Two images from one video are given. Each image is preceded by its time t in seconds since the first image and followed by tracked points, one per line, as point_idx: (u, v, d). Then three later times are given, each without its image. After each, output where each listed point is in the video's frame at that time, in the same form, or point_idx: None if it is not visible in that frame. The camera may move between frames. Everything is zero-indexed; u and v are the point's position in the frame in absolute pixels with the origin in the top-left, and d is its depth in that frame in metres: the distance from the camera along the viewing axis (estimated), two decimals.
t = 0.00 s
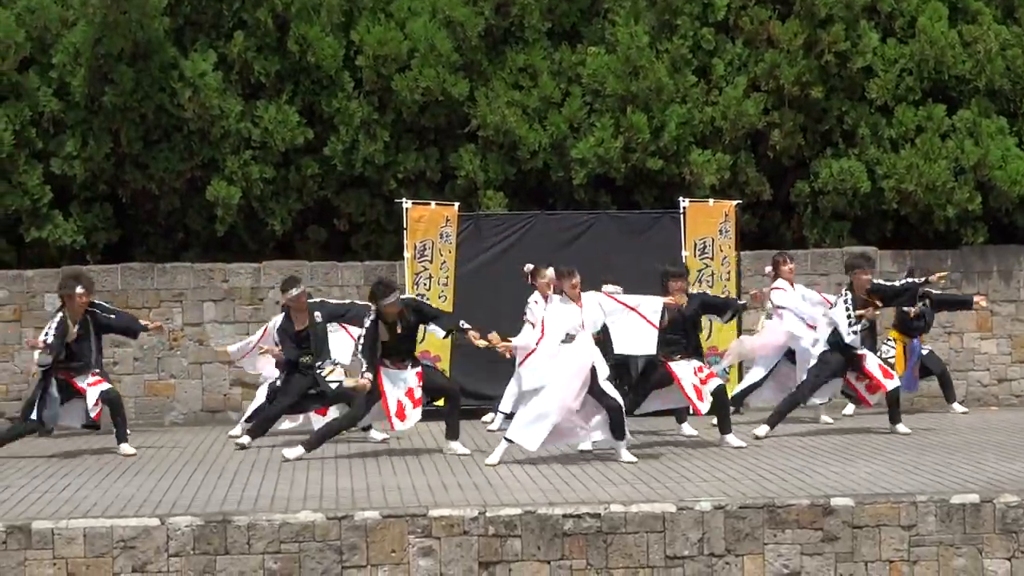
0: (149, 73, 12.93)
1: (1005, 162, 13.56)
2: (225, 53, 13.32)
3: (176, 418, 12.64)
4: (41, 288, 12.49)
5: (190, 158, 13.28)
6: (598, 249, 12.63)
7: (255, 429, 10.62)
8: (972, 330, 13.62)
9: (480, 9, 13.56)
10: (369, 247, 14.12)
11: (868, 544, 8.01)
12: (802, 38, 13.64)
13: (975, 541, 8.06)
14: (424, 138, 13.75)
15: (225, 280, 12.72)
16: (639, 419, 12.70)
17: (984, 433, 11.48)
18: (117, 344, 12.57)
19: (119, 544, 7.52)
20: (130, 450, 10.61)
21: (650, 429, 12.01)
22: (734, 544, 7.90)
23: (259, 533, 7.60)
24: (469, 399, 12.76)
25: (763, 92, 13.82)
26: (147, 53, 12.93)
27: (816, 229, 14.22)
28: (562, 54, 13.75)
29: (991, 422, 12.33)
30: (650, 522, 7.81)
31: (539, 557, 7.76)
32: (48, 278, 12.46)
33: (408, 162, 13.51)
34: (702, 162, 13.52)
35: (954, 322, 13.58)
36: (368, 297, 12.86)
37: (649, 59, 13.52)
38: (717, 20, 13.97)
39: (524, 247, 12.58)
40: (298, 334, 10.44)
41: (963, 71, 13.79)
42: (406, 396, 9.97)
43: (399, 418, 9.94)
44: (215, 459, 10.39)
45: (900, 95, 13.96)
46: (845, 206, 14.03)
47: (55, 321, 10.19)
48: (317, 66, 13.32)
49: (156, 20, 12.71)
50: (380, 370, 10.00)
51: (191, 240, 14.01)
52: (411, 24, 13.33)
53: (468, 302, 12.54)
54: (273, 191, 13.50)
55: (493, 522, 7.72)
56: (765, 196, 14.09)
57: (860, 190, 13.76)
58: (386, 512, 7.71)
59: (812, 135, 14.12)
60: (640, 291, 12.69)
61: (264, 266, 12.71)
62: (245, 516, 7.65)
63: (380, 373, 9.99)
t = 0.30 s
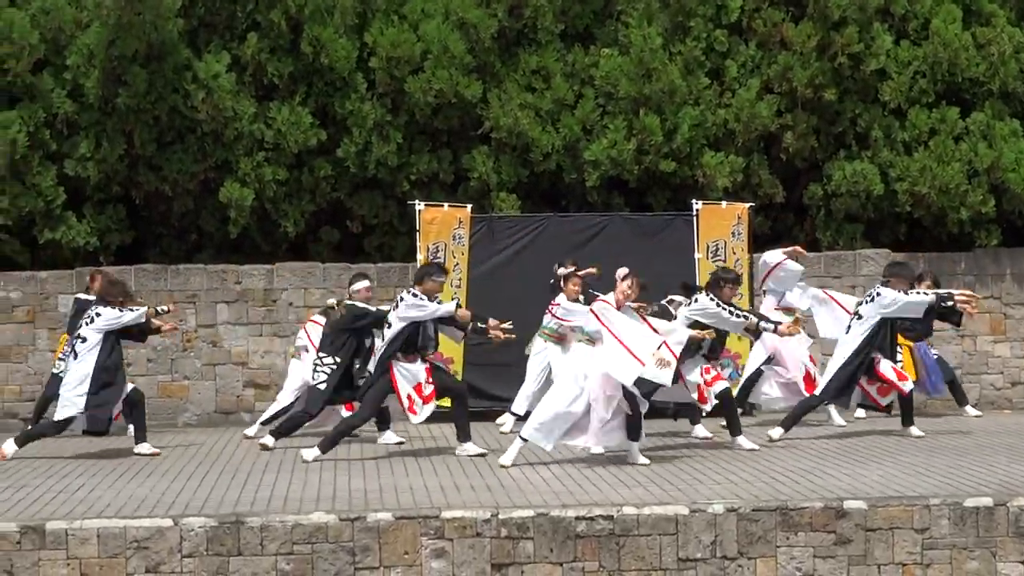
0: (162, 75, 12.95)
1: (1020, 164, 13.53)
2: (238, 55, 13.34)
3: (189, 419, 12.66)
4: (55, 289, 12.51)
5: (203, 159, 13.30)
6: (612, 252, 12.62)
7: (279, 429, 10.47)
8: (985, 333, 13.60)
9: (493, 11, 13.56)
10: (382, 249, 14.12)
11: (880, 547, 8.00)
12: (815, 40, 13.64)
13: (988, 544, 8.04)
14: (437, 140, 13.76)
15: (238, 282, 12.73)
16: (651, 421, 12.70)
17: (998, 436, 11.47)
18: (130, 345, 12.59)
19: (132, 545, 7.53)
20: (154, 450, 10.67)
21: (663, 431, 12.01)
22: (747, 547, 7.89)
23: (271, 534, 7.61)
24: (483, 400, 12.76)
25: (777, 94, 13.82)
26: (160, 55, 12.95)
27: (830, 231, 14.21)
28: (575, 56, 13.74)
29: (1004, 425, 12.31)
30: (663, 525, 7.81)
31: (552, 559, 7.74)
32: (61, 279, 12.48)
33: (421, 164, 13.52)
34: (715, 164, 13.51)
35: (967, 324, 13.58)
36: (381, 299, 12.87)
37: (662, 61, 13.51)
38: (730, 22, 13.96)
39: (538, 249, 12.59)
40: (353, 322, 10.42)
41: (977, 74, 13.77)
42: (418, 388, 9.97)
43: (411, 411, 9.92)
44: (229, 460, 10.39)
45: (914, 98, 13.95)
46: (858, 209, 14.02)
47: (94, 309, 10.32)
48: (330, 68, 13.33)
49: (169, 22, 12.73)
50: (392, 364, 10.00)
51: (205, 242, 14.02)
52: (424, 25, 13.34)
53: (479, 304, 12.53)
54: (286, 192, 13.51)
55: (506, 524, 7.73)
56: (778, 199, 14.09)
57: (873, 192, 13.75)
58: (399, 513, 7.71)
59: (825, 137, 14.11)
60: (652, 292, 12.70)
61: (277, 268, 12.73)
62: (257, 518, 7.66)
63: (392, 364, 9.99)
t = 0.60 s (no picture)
0: (174, 78, 12.96)
1: None
2: (250, 58, 13.35)
3: (200, 422, 12.66)
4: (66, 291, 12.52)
5: (215, 162, 13.31)
6: (623, 254, 12.59)
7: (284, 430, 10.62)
8: (997, 337, 13.59)
9: (505, 14, 13.56)
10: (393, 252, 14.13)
11: (892, 550, 7.98)
12: (827, 44, 13.63)
13: (999, 548, 8.03)
14: (448, 143, 13.76)
15: (249, 284, 12.73)
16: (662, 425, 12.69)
17: (1009, 441, 11.45)
18: (141, 348, 12.60)
19: (143, 548, 7.54)
20: (166, 453, 10.61)
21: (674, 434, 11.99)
22: (758, 550, 7.87)
23: (282, 537, 7.61)
24: (492, 404, 12.72)
25: (788, 97, 13.81)
26: (172, 58, 12.96)
27: (841, 235, 14.20)
28: (586, 59, 13.73)
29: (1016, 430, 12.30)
30: (674, 528, 7.80)
31: (562, 562, 7.74)
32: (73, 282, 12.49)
33: (433, 167, 13.52)
34: (727, 167, 13.51)
35: (979, 328, 13.56)
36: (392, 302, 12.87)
37: (674, 65, 13.52)
38: (742, 26, 13.96)
39: (549, 251, 12.57)
40: (331, 309, 10.37)
41: (989, 77, 13.75)
42: (388, 389, 9.88)
43: (373, 409, 9.86)
44: (239, 464, 10.39)
45: (926, 102, 13.93)
46: (870, 212, 14.01)
47: (68, 298, 10.27)
48: (342, 71, 13.33)
49: (181, 25, 12.75)
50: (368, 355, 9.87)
51: (216, 245, 14.03)
52: (436, 29, 13.34)
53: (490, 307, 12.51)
54: (298, 195, 13.52)
55: (517, 528, 7.73)
56: (790, 202, 14.08)
57: (884, 196, 13.74)
58: (410, 516, 7.70)
59: (837, 140, 14.11)
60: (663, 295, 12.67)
61: (288, 270, 12.73)
62: (268, 521, 7.66)
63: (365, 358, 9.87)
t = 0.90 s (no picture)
0: (187, 81, 12.97)
1: None
2: (262, 62, 13.36)
3: (212, 425, 12.67)
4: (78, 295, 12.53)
5: (227, 166, 13.32)
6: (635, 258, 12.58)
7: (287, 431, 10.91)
8: (1009, 341, 13.57)
9: (517, 18, 13.55)
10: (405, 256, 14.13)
11: (904, 555, 7.97)
12: (840, 48, 13.61)
13: (1012, 553, 8.01)
14: (460, 146, 13.76)
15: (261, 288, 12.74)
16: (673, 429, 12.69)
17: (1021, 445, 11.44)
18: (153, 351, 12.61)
19: (155, 551, 7.55)
20: (174, 456, 10.62)
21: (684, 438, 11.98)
22: (769, 554, 7.87)
23: (294, 541, 7.61)
24: (504, 407, 12.74)
25: (801, 101, 13.80)
26: (185, 61, 12.98)
27: (853, 238, 14.20)
28: (598, 62, 13.72)
29: None
30: (686, 532, 7.80)
31: (574, 566, 7.74)
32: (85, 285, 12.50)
33: (445, 170, 13.53)
34: (739, 171, 13.51)
35: (991, 332, 13.55)
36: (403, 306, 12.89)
37: (686, 68, 13.50)
38: (754, 29, 13.94)
39: (562, 255, 12.53)
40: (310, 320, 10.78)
41: (1002, 81, 13.73)
42: (382, 399, 9.85)
43: (365, 419, 9.82)
44: (250, 467, 10.39)
45: (938, 105, 13.91)
46: (882, 216, 14.00)
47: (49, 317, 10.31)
48: (354, 75, 13.34)
49: (193, 29, 12.76)
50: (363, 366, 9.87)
51: (228, 248, 14.04)
52: (448, 32, 13.34)
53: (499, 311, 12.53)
54: (310, 199, 13.52)
55: (529, 531, 7.72)
56: (802, 206, 14.07)
57: (897, 200, 13.74)
58: (422, 520, 7.71)
59: (849, 144, 14.10)
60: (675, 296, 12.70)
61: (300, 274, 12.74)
62: (280, 524, 7.66)
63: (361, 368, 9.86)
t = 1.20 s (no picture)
0: (199, 85, 12.99)
1: None
2: (274, 66, 13.37)
3: (224, 429, 12.67)
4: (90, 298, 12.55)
5: (239, 169, 13.34)
6: (647, 263, 12.58)
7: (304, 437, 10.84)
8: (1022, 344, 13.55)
9: (529, 22, 13.55)
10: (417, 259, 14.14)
11: (916, 559, 7.96)
12: (852, 51, 13.62)
13: None
14: (472, 150, 13.76)
15: (273, 291, 12.74)
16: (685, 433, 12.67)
17: None
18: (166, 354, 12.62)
19: (167, 554, 7.55)
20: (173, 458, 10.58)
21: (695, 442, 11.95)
22: (782, 557, 7.86)
23: (306, 544, 7.62)
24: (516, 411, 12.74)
25: (813, 104, 13.80)
26: (197, 65, 13.00)
27: (865, 242, 14.19)
28: (610, 66, 13.71)
29: None
30: (698, 535, 7.78)
31: (586, 569, 7.72)
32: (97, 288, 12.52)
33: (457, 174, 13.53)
34: (751, 175, 13.51)
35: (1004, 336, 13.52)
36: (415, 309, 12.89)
37: (698, 72, 13.51)
38: (766, 33, 13.93)
39: (573, 258, 12.57)
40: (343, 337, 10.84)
41: (1014, 84, 13.72)
42: (425, 400, 9.88)
43: (412, 420, 9.85)
44: (262, 471, 10.40)
45: (951, 109, 13.90)
46: (895, 219, 14.00)
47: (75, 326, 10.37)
48: (366, 79, 13.35)
49: (205, 32, 12.78)
50: (407, 366, 9.92)
51: (240, 252, 14.05)
52: (460, 36, 13.34)
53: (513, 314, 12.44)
54: (322, 202, 13.53)
55: (541, 535, 7.70)
56: (814, 209, 14.06)
57: (909, 203, 13.73)
58: (434, 523, 7.71)
59: (861, 148, 14.09)
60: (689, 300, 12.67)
61: (312, 277, 12.74)
62: (292, 527, 7.66)
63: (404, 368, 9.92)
